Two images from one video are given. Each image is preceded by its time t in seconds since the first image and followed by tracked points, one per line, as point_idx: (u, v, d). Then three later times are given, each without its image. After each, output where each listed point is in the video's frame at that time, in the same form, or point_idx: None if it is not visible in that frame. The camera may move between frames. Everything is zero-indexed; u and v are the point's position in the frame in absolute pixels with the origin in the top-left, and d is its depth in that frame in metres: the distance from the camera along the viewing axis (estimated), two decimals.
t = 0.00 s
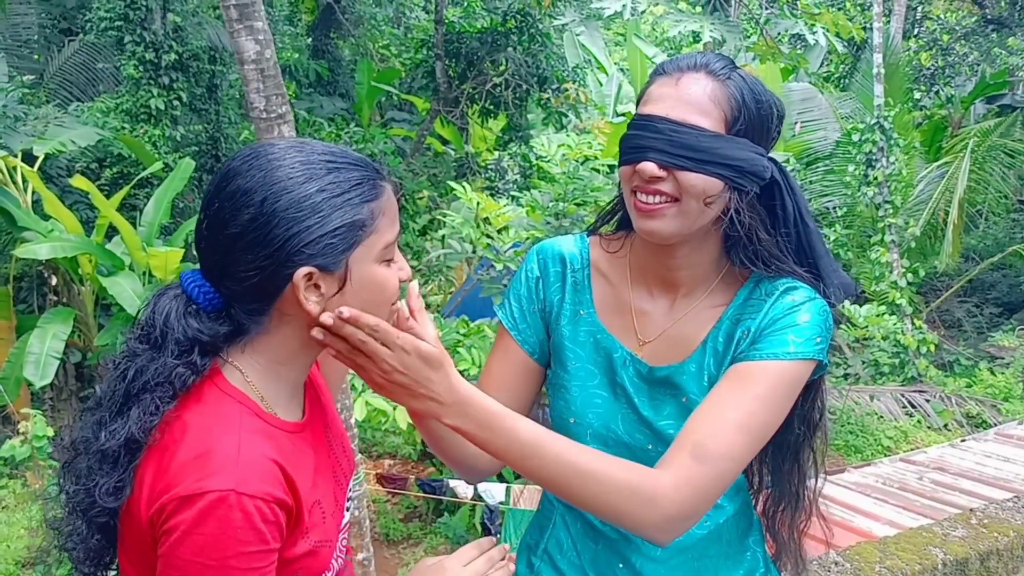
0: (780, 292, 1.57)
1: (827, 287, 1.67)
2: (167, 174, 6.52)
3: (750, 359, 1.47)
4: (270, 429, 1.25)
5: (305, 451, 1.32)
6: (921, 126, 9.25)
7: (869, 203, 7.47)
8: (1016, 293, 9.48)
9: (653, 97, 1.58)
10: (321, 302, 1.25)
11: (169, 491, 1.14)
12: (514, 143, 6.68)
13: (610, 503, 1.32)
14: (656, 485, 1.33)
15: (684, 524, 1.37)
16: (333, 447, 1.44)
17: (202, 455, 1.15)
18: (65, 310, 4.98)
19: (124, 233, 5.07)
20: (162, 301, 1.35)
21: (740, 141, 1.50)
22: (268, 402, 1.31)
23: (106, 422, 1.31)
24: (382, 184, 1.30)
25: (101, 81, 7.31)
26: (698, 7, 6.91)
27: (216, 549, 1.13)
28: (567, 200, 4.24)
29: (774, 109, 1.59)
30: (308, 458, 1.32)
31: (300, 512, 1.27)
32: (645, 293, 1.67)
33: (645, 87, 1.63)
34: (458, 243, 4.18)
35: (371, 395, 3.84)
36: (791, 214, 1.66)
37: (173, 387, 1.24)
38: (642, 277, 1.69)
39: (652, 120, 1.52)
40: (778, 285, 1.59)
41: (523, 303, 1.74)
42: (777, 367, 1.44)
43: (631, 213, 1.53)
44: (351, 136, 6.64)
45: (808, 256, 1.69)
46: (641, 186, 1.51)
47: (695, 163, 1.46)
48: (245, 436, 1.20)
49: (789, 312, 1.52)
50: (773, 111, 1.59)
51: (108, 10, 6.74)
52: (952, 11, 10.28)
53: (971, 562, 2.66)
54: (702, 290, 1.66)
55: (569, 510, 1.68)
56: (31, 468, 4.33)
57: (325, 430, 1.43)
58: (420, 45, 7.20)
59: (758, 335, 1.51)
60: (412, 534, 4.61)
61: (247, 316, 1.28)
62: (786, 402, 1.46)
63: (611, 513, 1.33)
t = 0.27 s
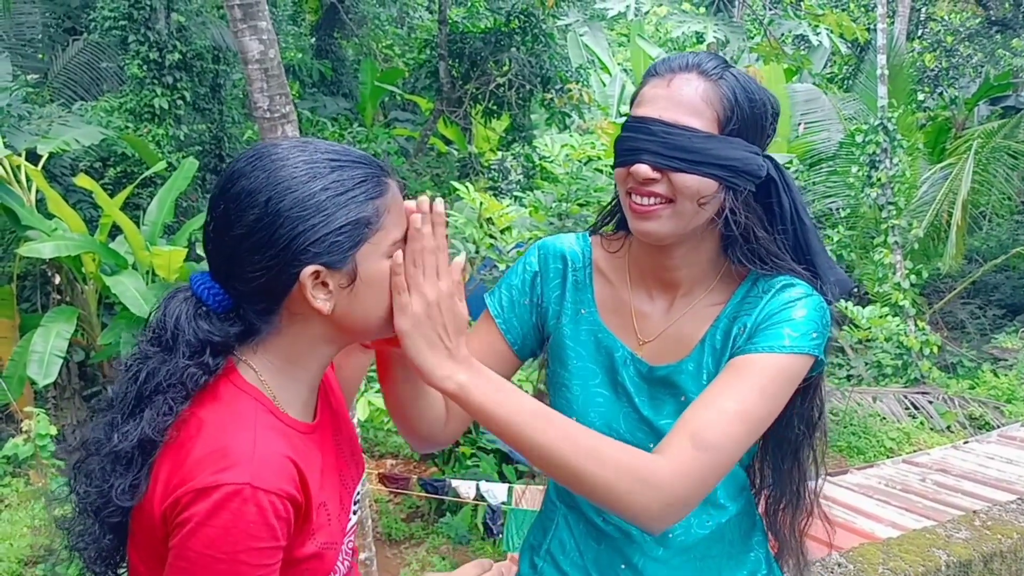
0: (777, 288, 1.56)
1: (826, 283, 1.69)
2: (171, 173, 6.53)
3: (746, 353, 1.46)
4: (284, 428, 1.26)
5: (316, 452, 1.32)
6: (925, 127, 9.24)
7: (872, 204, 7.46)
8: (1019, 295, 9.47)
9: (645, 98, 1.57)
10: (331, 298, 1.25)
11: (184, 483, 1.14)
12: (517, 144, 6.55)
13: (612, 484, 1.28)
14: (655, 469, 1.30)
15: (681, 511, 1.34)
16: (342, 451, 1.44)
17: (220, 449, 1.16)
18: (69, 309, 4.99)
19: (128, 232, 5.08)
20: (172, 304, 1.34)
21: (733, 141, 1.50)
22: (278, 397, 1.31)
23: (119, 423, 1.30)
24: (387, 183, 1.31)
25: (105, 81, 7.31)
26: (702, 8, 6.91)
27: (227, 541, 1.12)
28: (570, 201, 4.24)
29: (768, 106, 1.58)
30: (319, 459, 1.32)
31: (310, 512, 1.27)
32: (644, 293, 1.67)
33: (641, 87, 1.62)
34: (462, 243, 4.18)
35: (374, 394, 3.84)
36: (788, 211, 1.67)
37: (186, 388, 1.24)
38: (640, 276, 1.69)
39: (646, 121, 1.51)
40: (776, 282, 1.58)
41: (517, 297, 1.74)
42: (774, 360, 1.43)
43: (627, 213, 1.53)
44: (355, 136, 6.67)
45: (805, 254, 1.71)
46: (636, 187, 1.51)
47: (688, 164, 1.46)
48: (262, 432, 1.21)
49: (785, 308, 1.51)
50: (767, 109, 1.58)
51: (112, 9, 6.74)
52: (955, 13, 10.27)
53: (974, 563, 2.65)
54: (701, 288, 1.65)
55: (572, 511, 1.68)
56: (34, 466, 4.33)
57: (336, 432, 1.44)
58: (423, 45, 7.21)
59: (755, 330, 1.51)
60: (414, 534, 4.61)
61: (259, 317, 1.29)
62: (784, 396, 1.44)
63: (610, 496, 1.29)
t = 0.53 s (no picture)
0: (774, 288, 1.56)
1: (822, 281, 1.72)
2: (171, 171, 6.52)
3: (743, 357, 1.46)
4: (282, 426, 1.25)
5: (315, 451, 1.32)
6: (926, 126, 9.23)
7: (873, 203, 7.44)
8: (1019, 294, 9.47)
9: (639, 96, 1.57)
10: (327, 296, 1.25)
11: (180, 478, 1.15)
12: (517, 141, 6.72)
13: (614, 508, 1.28)
14: (661, 488, 1.30)
15: (688, 524, 1.33)
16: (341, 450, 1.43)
17: (216, 445, 1.16)
18: (69, 306, 4.99)
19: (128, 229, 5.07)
20: (169, 301, 1.34)
21: (727, 138, 1.50)
22: (279, 398, 1.30)
23: (116, 420, 1.31)
24: (384, 178, 1.31)
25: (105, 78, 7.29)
26: (703, 7, 6.90)
27: (220, 538, 1.12)
28: (570, 199, 4.24)
29: (763, 104, 1.58)
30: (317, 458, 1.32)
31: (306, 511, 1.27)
32: (639, 292, 1.67)
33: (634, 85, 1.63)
34: (461, 241, 4.18)
35: (373, 392, 3.84)
36: (784, 209, 1.68)
37: (180, 386, 1.24)
38: (635, 276, 1.68)
39: (639, 120, 1.51)
40: (772, 280, 1.58)
41: (511, 300, 1.74)
42: (773, 364, 1.42)
43: (622, 213, 1.53)
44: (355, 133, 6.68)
45: (802, 250, 1.72)
46: (631, 187, 1.51)
47: (684, 161, 1.46)
48: (259, 430, 1.21)
49: (781, 308, 1.51)
50: (762, 106, 1.58)
51: (112, 6, 6.75)
52: (956, 11, 10.26)
53: (974, 562, 2.65)
54: (698, 288, 1.65)
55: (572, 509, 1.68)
56: (34, 463, 4.33)
57: (336, 430, 1.43)
58: (423, 43, 7.20)
59: (752, 332, 1.51)
60: (414, 531, 4.61)
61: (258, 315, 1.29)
62: (784, 397, 1.43)
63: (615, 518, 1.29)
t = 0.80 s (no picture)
0: (773, 283, 1.56)
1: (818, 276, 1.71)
2: (175, 167, 6.53)
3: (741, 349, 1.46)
4: (287, 422, 1.25)
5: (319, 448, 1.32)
6: (931, 123, 9.20)
7: (877, 201, 7.40)
8: None
9: (636, 93, 1.56)
10: (333, 292, 1.25)
11: (187, 473, 1.14)
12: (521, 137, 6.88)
13: (603, 492, 1.29)
14: (645, 471, 1.31)
15: (675, 507, 1.35)
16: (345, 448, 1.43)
17: (223, 441, 1.16)
18: (73, 302, 5.00)
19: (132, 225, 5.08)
20: (179, 300, 1.34)
21: (725, 137, 1.49)
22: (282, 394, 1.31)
23: (124, 417, 1.31)
24: (391, 175, 1.30)
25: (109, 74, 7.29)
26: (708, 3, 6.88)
27: (225, 533, 1.12)
28: (574, 196, 4.23)
29: (760, 99, 1.57)
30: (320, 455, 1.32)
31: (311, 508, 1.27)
32: (639, 289, 1.67)
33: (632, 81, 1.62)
34: (465, 237, 4.19)
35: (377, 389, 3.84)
36: (782, 206, 1.68)
37: (188, 382, 1.24)
38: (635, 272, 1.68)
39: (637, 118, 1.51)
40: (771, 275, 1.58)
41: (510, 293, 1.73)
42: (770, 355, 1.43)
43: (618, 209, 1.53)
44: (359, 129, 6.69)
45: (799, 247, 1.71)
46: (627, 185, 1.51)
47: (680, 160, 1.46)
48: (266, 426, 1.21)
49: (781, 302, 1.51)
50: (760, 102, 1.57)
51: (117, 2, 6.78)
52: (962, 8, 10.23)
53: (978, 561, 2.65)
54: (698, 284, 1.65)
55: (574, 507, 1.68)
56: (38, 459, 4.34)
57: (339, 427, 1.43)
58: (427, 39, 7.19)
59: (749, 326, 1.52)
60: (417, 528, 4.61)
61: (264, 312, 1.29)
62: (778, 391, 1.44)
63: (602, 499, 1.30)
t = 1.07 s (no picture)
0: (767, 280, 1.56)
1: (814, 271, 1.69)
2: (179, 165, 6.53)
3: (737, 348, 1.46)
4: (280, 424, 1.25)
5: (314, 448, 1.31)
6: (935, 122, 9.19)
7: (880, 200, 7.38)
8: None
9: (626, 94, 1.55)
10: (333, 289, 1.24)
11: (179, 477, 1.14)
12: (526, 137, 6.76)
13: (606, 498, 1.27)
14: (648, 476, 1.29)
15: (678, 517, 1.32)
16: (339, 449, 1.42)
17: (215, 444, 1.16)
18: (76, 300, 5.00)
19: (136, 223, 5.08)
20: (172, 301, 1.34)
21: (715, 138, 1.49)
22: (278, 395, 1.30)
23: (118, 420, 1.31)
24: (386, 172, 1.30)
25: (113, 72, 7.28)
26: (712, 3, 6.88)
27: (218, 536, 1.13)
28: (577, 195, 4.22)
29: (748, 99, 1.57)
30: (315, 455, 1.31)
31: (305, 509, 1.26)
32: (632, 292, 1.67)
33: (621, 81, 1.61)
34: (468, 237, 4.21)
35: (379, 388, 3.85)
36: (774, 206, 1.67)
37: (181, 385, 1.24)
38: (627, 276, 1.68)
39: (626, 119, 1.50)
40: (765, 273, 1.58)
41: (507, 303, 1.73)
42: (767, 355, 1.43)
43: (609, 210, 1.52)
44: (363, 127, 6.71)
45: (793, 245, 1.71)
46: (616, 185, 1.50)
47: (671, 160, 1.46)
48: (257, 428, 1.21)
49: (774, 300, 1.51)
50: (749, 102, 1.57)
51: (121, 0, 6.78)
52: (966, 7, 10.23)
53: (981, 562, 2.64)
54: (691, 285, 1.65)
55: (576, 509, 1.68)
56: (42, 457, 4.35)
57: (334, 428, 1.42)
58: (431, 38, 7.19)
59: (741, 327, 1.51)
60: (420, 526, 4.61)
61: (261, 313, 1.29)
62: (778, 392, 1.44)
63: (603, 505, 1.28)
